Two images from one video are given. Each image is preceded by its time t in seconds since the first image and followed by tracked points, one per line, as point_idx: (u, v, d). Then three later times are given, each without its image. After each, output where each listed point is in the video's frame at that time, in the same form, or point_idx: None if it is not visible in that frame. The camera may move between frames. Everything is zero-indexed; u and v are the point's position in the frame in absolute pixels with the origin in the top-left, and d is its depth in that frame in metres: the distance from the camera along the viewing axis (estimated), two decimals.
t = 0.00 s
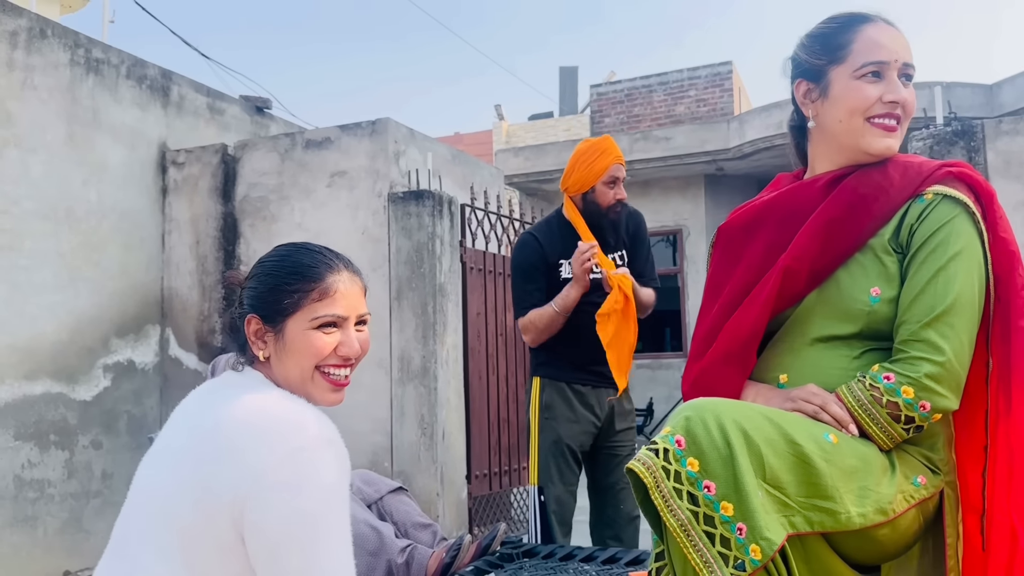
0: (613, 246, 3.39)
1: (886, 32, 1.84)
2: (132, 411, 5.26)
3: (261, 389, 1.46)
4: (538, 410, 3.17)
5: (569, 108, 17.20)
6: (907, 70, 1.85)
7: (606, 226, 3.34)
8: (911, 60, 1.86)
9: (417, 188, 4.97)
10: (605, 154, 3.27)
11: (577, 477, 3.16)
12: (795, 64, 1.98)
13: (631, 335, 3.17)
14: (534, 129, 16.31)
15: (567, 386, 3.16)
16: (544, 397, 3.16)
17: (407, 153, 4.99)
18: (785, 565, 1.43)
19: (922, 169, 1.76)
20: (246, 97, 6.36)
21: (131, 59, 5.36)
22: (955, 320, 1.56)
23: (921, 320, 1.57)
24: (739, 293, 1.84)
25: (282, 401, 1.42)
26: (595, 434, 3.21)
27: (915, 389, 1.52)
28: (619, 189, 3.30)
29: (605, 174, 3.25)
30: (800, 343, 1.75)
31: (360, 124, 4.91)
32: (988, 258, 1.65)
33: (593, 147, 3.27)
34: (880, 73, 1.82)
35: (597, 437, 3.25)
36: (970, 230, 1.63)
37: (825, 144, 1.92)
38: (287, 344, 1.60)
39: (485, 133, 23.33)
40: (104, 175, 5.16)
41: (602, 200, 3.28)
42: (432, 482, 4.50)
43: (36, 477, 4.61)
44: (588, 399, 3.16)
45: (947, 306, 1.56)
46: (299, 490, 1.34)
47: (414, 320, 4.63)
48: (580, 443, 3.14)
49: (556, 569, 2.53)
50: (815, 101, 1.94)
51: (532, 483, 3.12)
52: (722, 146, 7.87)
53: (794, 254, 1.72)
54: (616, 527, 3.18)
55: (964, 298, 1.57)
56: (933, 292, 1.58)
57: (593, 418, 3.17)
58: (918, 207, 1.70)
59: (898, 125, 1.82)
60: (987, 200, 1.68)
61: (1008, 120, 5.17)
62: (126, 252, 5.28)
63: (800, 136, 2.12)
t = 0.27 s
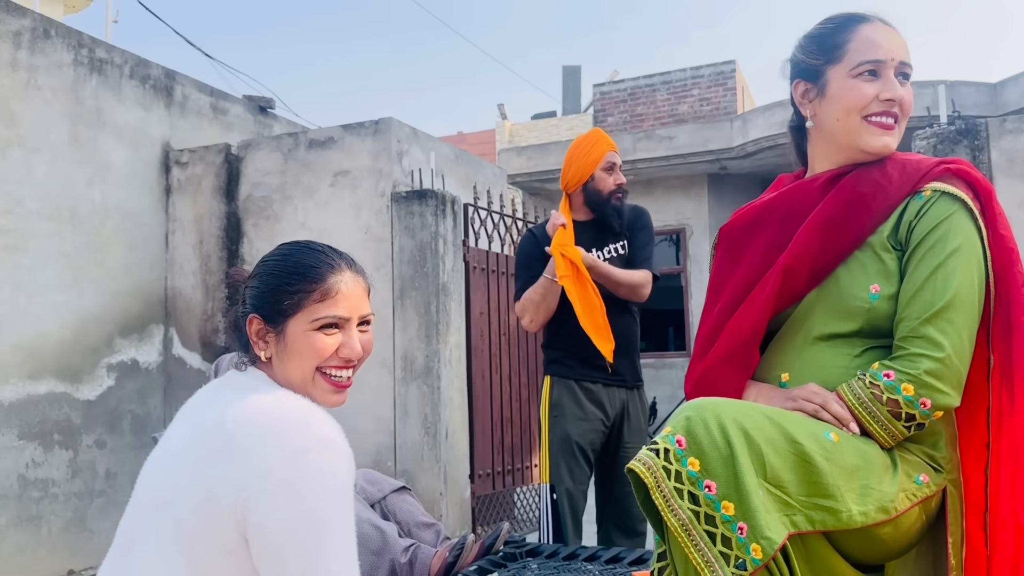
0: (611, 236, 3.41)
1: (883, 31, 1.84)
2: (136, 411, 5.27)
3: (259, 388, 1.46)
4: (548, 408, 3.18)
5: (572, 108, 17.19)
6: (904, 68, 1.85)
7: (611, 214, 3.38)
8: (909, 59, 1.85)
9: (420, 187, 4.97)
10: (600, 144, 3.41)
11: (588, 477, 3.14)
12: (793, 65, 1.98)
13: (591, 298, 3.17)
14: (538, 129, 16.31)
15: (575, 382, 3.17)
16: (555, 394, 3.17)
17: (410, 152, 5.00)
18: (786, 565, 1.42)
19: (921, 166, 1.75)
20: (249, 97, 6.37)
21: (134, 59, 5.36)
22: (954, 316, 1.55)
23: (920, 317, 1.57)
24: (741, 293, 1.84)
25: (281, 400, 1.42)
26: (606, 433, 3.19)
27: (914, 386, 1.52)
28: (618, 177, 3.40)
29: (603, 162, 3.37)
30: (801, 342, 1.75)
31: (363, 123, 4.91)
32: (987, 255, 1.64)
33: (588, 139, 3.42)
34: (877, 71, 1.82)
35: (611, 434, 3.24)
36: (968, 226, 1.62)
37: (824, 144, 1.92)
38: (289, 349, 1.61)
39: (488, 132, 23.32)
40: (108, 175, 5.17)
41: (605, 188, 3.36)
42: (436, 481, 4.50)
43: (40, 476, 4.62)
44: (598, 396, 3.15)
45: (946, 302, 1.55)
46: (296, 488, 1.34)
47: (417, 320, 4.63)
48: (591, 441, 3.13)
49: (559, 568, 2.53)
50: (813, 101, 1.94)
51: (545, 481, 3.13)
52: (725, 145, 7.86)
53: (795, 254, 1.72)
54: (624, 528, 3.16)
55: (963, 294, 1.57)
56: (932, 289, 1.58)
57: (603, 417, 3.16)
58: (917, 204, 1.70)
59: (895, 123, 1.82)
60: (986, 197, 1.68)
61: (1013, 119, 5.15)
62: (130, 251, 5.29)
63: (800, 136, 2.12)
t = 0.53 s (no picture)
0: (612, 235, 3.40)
1: (878, 34, 1.85)
2: (139, 411, 5.28)
3: (261, 389, 1.48)
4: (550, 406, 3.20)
5: (573, 108, 17.20)
6: (900, 70, 1.86)
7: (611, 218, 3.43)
8: (904, 61, 1.86)
9: (422, 188, 4.98)
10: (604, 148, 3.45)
11: (591, 476, 3.15)
12: (790, 68, 1.99)
13: (523, 225, 3.25)
14: (539, 129, 16.31)
15: (575, 381, 3.18)
16: (556, 393, 3.19)
17: (412, 154, 5.01)
18: (787, 564, 1.43)
19: (918, 167, 1.76)
20: (252, 98, 6.38)
21: (137, 60, 5.38)
22: (952, 316, 1.56)
23: (919, 317, 1.58)
24: (740, 293, 1.85)
25: (283, 401, 1.44)
26: (608, 432, 3.20)
27: (913, 386, 1.53)
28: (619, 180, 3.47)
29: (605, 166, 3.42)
30: (801, 342, 1.77)
31: (365, 124, 4.92)
32: (987, 256, 1.65)
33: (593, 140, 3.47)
34: (872, 74, 1.83)
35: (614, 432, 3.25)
36: (966, 228, 1.63)
37: (822, 146, 1.93)
38: (286, 345, 1.62)
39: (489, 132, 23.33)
40: (111, 176, 5.19)
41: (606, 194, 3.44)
42: (438, 482, 4.51)
43: (44, 476, 4.64)
44: (599, 394, 3.16)
45: (943, 303, 1.56)
46: (298, 488, 1.35)
47: (419, 320, 4.64)
48: (591, 440, 3.14)
49: (560, 568, 2.54)
50: (810, 105, 1.95)
51: (547, 481, 3.15)
52: (727, 145, 7.87)
53: (793, 255, 1.73)
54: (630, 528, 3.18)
55: (961, 295, 1.58)
56: (930, 290, 1.59)
57: (604, 416, 3.16)
58: (914, 206, 1.71)
59: (891, 125, 1.83)
60: (984, 198, 1.69)
61: (1013, 119, 5.16)
62: (132, 253, 5.31)
63: (799, 139, 2.14)
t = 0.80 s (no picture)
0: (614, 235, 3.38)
1: (883, 31, 1.83)
2: (141, 409, 5.28)
3: (265, 387, 1.47)
4: (550, 404, 3.20)
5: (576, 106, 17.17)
6: (905, 68, 1.84)
7: (603, 227, 3.39)
8: (909, 58, 1.85)
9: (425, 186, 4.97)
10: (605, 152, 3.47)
11: (591, 473, 3.14)
12: (795, 65, 1.98)
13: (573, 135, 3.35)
14: (542, 127, 16.29)
15: (573, 378, 3.17)
16: (555, 391, 3.19)
17: (414, 151, 5.00)
18: (787, 564, 1.42)
19: (923, 164, 1.75)
20: (254, 96, 6.38)
21: (139, 58, 5.38)
22: (956, 315, 1.55)
23: (922, 316, 1.57)
24: (743, 291, 1.84)
25: (290, 399, 1.43)
26: (608, 428, 3.18)
27: (915, 385, 1.52)
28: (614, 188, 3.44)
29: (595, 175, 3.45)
30: (803, 340, 1.75)
31: (367, 122, 4.91)
32: (992, 254, 1.63)
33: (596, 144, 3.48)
34: (876, 72, 1.82)
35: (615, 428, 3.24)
36: (971, 226, 1.62)
37: (826, 144, 1.92)
38: (294, 349, 1.61)
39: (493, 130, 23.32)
40: (114, 174, 5.18)
41: (595, 202, 3.43)
42: (440, 480, 4.51)
43: (46, 474, 4.64)
44: (598, 391, 3.15)
45: (948, 302, 1.55)
46: (307, 486, 1.34)
47: (421, 318, 4.63)
48: (590, 437, 3.13)
49: (562, 567, 2.53)
50: (814, 102, 1.94)
51: (546, 478, 3.16)
52: (730, 143, 7.85)
53: (796, 252, 1.72)
54: (634, 526, 3.17)
55: (966, 294, 1.56)
56: (935, 289, 1.58)
57: (602, 413, 3.14)
58: (919, 203, 1.69)
59: (896, 123, 1.81)
60: (990, 195, 1.67)
61: (1018, 117, 5.14)
62: (135, 250, 5.31)
63: (804, 136, 2.12)
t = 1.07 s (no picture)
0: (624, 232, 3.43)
1: (886, 28, 1.83)
2: (143, 407, 5.28)
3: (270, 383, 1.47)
4: (552, 403, 3.20)
5: (577, 105, 17.15)
6: (908, 65, 1.84)
7: (597, 222, 3.39)
8: (912, 55, 1.84)
9: (426, 185, 4.97)
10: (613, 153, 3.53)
11: (591, 472, 3.13)
12: (798, 63, 1.98)
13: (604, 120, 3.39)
14: (543, 126, 16.28)
15: (578, 377, 3.16)
16: (558, 391, 3.18)
17: (416, 150, 5.00)
18: (788, 563, 1.42)
19: (927, 163, 1.74)
20: (256, 94, 6.37)
21: (140, 56, 5.38)
22: (959, 314, 1.55)
23: (925, 315, 1.56)
24: (746, 289, 1.84)
25: (296, 393, 1.43)
26: (611, 428, 3.18)
27: (918, 384, 1.51)
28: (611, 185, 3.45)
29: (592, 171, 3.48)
30: (806, 339, 1.75)
31: (369, 120, 4.91)
32: (995, 253, 1.63)
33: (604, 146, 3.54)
34: (878, 69, 1.82)
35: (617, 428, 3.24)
36: (974, 224, 1.61)
37: (829, 141, 1.92)
38: (303, 343, 1.60)
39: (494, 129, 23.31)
40: (115, 172, 5.18)
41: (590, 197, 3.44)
42: (441, 478, 4.51)
43: (47, 472, 4.64)
44: (601, 391, 3.14)
45: (950, 301, 1.55)
46: (312, 481, 1.34)
47: (422, 316, 4.63)
48: (592, 437, 3.12)
49: (564, 565, 2.52)
50: (817, 99, 1.94)
51: (547, 477, 3.15)
52: (732, 142, 7.84)
53: (799, 251, 1.72)
54: (633, 524, 3.17)
55: (969, 292, 1.56)
56: (937, 287, 1.57)
57: (605, 412, 3.14)
58: (922, 201, 1.69)
59: (899, 120, 1.81)
60: (993, 193, 1.67)
61: (1020, 116, 5.13)
62: (136, 248, 5.30)
63: (807, 134, 2.12)
